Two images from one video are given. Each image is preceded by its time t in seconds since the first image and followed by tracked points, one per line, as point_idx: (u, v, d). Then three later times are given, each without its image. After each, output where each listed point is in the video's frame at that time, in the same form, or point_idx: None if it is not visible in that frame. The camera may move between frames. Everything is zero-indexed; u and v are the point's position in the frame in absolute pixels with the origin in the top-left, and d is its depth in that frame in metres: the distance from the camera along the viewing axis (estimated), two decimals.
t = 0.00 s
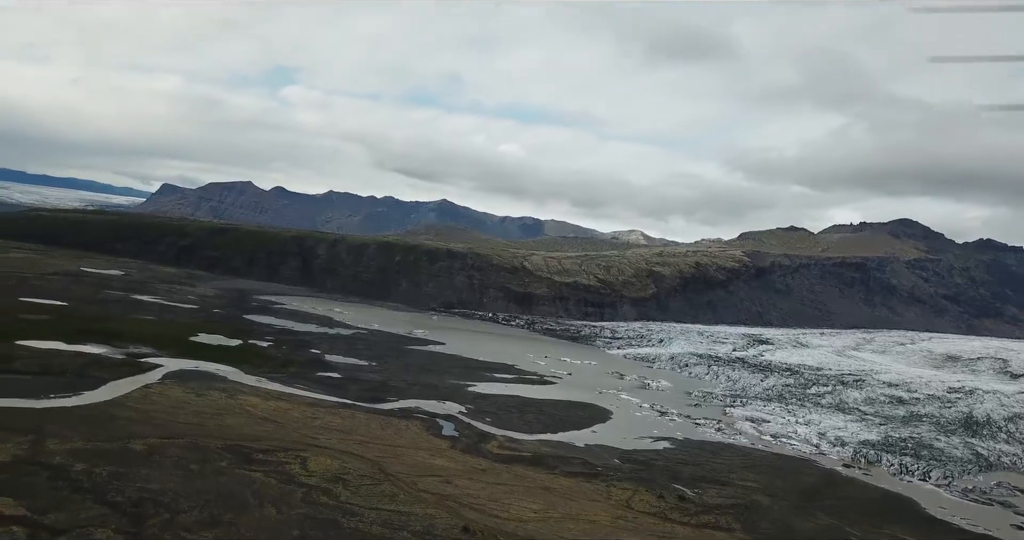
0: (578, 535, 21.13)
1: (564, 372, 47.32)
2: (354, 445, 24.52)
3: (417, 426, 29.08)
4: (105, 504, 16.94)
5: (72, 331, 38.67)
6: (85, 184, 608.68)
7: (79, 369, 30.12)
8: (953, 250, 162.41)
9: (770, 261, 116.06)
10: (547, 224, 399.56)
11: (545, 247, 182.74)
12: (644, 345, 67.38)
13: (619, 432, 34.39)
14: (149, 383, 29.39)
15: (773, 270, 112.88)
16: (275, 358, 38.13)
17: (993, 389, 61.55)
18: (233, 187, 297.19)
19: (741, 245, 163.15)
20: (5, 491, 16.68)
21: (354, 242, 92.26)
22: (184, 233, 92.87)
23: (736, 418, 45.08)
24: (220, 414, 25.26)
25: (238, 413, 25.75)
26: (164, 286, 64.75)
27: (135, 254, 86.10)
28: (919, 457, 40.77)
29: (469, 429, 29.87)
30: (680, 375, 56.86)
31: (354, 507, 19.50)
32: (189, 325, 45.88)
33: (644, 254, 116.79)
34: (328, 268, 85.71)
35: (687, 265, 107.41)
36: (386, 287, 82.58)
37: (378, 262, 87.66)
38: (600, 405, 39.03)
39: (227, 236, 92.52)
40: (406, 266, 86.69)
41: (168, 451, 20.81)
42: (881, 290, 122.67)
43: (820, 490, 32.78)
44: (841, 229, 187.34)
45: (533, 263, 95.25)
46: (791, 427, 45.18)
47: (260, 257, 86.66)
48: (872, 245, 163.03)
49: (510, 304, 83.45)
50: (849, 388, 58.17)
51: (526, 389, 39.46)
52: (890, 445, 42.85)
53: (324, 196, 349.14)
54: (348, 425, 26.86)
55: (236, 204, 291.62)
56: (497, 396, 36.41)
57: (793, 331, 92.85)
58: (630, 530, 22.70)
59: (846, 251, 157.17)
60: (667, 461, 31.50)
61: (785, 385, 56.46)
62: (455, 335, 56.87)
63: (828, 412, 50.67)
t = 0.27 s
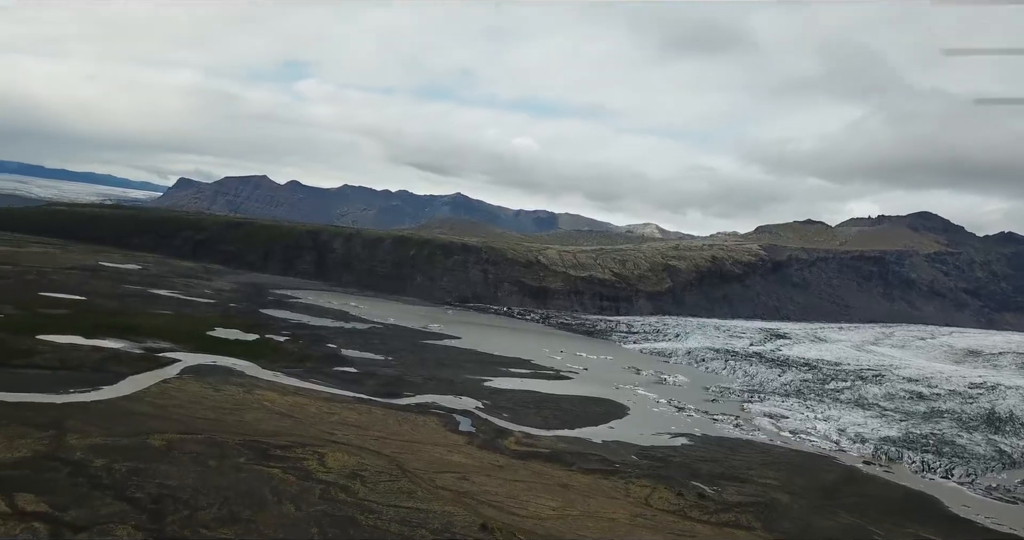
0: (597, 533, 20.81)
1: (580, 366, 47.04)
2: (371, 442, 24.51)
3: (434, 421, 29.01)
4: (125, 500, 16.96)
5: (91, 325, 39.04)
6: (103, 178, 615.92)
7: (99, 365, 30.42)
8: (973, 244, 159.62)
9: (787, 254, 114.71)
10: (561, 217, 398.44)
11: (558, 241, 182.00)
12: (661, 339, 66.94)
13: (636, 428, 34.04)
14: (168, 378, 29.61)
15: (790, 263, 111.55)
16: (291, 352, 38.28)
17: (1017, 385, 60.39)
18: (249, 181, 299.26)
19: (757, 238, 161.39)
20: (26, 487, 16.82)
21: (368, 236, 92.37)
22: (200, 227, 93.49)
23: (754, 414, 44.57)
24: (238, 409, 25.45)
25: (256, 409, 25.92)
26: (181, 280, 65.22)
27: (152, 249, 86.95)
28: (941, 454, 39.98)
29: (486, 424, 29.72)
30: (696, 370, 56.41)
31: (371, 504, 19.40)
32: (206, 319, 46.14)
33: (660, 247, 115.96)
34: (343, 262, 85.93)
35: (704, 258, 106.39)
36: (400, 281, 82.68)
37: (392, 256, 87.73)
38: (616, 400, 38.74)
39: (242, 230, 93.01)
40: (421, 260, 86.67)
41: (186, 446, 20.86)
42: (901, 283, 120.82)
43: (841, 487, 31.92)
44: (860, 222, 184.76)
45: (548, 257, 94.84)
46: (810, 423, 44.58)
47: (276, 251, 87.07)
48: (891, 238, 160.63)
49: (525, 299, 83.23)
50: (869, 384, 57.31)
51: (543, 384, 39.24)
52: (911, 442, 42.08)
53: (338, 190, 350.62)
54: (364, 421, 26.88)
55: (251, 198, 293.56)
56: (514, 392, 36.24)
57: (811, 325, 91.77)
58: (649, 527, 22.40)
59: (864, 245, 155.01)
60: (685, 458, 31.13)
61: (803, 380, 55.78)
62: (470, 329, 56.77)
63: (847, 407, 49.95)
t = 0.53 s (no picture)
0: (617, 533, 20.35)
1: (596, 363, 46.82)
2: (389, 441, 24.54)
3: (451, 420, 29.06)
4: (144, 501, 17.04)
5: (110, 324, 39.56)
6: (121, 177, 623.54)
7: (120, 367, 30.87)
8: (995, 237, 156.81)
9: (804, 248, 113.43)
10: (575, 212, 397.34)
11: (573, 236, 181.35)
12: (677, 335, 66.51)
13: (654, 426, 33.65)
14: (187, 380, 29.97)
15: (808, 258, 110.18)
16: (307, 350, 38.58)
17: None
18: (264, 178, 301.26)
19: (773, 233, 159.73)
20: (47, 488, 17.22)
21: (383, 233, 92.55)
22: (217, 224, 94.22)
23: (773, 411, 43.91)
24: (257, 408, 26.22)
25: (274, 408, 26.61)
26: (198, 278, 65.82)
27: (171, 248, 87.87)
28: (965, 452, 38.78)
29: (504, 423, 29.62)
30: (714, 366, 55.93)
31: (389, 504, 19.29)
32: (224, 317, 46.48)
33: (676, 243, 115.14)
34: (358, 259, 86.24)
35: (720, 253, 105.44)
36: (416, 278, 82.87)
37: (407, 253, 87.86)
38: (634, 397, 38.46)
39: (258, 228, 93.61)
40: (436, 257, 86.72)
41: (205, 446, 21.03)
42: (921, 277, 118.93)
43: (864, 485, 30.17)
44: (878, 216, 182.24)
45: (562, 253, 94.53)
46: (830, 420, 43.79)
47: (292, 249, 87.56)
48: (910, 232, 158.23)
49: (540, 295, 83.09)
50: (889, 380, 56.28)
51: (560, 382, 39.08)
52: (934, 439, 41.00)
53: (353, 187, 352.05)
54: (381, 421, 27.03)
55: (266, 196, 295.45)
56: (531, 389, 36.11)
57: (829, 321, 90.61)
58: (670, 526, 21.95)
59: (883, 239, 152.84)
60: (705, 456, 30.68)
61: (822, 377, 55.04)
62: (486, 326, 56.78)
63: (868, 404, 49.08)
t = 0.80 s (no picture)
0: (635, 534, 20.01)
1: (610, 361, 46.55)
2: (403, 441, 24.58)
3: (466, 419, 29.03)
4: (161, 504, 17.17)
5: (126, 324, 39.88)
6: (134, 177, 629.07)
7: (136, 370, 31.07)
8: (1012, 230, 154.53)
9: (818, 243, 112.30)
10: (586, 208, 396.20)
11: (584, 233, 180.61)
12: (691, 332, 66.03)
13: (670, 425, 33.19)
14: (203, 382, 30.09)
15: (823, 253, 108.89)
16: (321, 349, 38.72)
17: None
18: (275, 177, 302.44)
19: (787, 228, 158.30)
20: (64, 491, 17.32)
21: (395, 231, 92.58)
22: (230, 224, 94.65)
23: (789, 409, 42.98)
24: (272, 408, 26.59)
25: (289, 408, 26.84)
26: (211, 278, 66.20)
27: (184, 248, 88.39)
28: (987, 449, 36.77)
29: (519, 422, 29.48)
30: (728, 363, 55.42)
31: (404, 505, 19.28)
32: (238, 317, 46.60)
33: (688, 239, 114.27)
34: (370, 258, 86.36)
35: (733, 249, 104.57)
36: (428, 276, 82.90)
37: (419, 251, 87.88)
38: (649, 395, 38.14)
39: (271, 227, 93.97)
40: (447, 254, 86.69)
41: (220, 448, 21.32)
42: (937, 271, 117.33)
43: (885, 484, 29.28)
44: (893, 210, 180.03)
45: (575, 249, 94.15)
46: (847, 417, 42.59)
47: (304, 247, 87.84)
48: (926, 225, 156.23)
49: (553, 292, 82.87)
50: (906, 376, 55.17)
51: (574, 380, 38.87)
52: (953, 436, 39.47)
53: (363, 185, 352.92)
54: (395, 421, 27.12)
55: (278, 195, 296.83)
56: (545, 388, 35.94)
57: (844, 316, 89.52)
58: (688, 527, 21.63)
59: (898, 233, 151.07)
60: (722, 455, 30.03)
61: (838, 373, 54.22)
62: (499, 324, 56.70)
63: (885, 400, 48.03)
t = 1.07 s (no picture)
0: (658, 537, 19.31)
1: (625, 360, 46.20)
2: (419, 443, 24.82)
3: (482, 421, 28.93)
4: (178, 510, 17.37)
5: (141, 328, 40.22)
6: (149, 181, 635.80)
7: (153, 376, 31.20)
8: None
9: (833, 238, 111.09)
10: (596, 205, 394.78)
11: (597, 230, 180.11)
12: (706, 329, 65.48)
13: (686, 424, 32.53)
14: (219, 387, 30.07)
15: (837, 248, 107.83)
16: (335, 351, 38.83)
17: None
18: (287, 179, 304.39)
19: (801, 223, 156.84)
20: (81, 498, 17.56)
21: (407, 231, 92.67)
22: (244, 226, 95.21)
23: (807, 406, 41.29)
24: (287, 413, 27.26)
25: (305, 412, 27.49)
26: (225, 280, 66.60)
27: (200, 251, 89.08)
28: (1012, 447, 34.18)
29: (535, 423, 29.23)
30: (744, 360, 54.81)
31: (422, 510, 19.33)
32: (253, 320, 46.79)
33: (702, 235, 113.54)
34: (383, 258, 86.49)
35: (747, 245, 103.69)
36: (440, 276, 82.89)
37: (431, 251, 87.91)
38: (665, 394, 37.72)
39: (284, 229, 94.41)
40: (459, 254, 86.67)
41: (235, 452, 21.78)
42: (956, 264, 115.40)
43: (911, 480, 27.22)
44: (908, 203, 177.75)
45: (587, 247, 93.80)
46: (866, 414, 40.27)
47: (317, 249, 88.16)
48: (942, 218, 154.01)
49: (566, 290, 82.62)
50: (926, 372, 53.13)
51: (589, 379, 38.60)
52: (976, 433, 36.75)
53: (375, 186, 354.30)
54: (411, 422, 27.39)
55: (290, 196, 298.62)
56: (560, 387, 35.69)
57: (860, 311, 88.49)
58: (708, 529, 20.63)
59: (914, 226, 149.04)
60: (741, 454, 28.81)
61: (856, 369, 52.94)
62: (512, 323, 56.56)
63: (904, 396, 46.28)
